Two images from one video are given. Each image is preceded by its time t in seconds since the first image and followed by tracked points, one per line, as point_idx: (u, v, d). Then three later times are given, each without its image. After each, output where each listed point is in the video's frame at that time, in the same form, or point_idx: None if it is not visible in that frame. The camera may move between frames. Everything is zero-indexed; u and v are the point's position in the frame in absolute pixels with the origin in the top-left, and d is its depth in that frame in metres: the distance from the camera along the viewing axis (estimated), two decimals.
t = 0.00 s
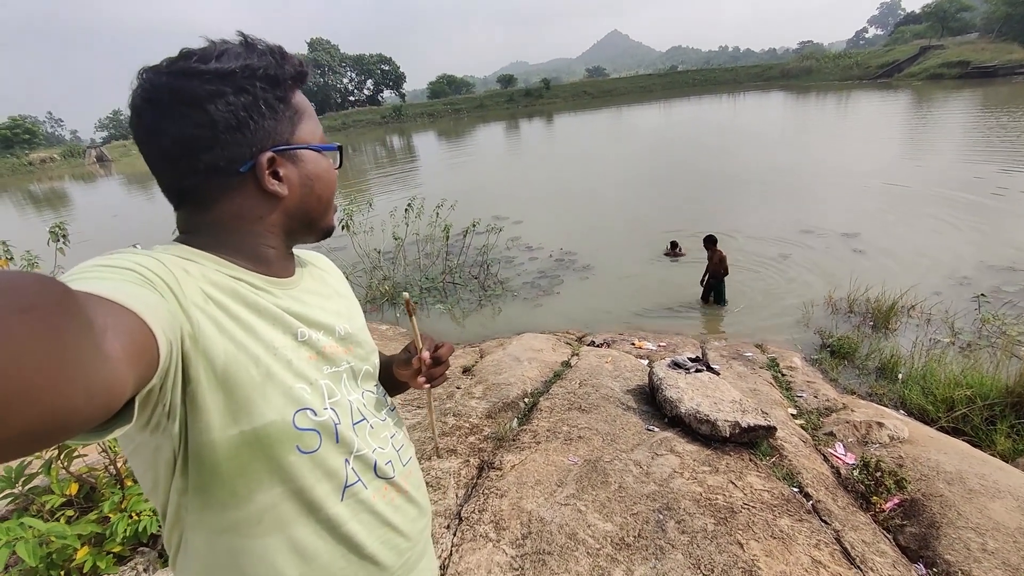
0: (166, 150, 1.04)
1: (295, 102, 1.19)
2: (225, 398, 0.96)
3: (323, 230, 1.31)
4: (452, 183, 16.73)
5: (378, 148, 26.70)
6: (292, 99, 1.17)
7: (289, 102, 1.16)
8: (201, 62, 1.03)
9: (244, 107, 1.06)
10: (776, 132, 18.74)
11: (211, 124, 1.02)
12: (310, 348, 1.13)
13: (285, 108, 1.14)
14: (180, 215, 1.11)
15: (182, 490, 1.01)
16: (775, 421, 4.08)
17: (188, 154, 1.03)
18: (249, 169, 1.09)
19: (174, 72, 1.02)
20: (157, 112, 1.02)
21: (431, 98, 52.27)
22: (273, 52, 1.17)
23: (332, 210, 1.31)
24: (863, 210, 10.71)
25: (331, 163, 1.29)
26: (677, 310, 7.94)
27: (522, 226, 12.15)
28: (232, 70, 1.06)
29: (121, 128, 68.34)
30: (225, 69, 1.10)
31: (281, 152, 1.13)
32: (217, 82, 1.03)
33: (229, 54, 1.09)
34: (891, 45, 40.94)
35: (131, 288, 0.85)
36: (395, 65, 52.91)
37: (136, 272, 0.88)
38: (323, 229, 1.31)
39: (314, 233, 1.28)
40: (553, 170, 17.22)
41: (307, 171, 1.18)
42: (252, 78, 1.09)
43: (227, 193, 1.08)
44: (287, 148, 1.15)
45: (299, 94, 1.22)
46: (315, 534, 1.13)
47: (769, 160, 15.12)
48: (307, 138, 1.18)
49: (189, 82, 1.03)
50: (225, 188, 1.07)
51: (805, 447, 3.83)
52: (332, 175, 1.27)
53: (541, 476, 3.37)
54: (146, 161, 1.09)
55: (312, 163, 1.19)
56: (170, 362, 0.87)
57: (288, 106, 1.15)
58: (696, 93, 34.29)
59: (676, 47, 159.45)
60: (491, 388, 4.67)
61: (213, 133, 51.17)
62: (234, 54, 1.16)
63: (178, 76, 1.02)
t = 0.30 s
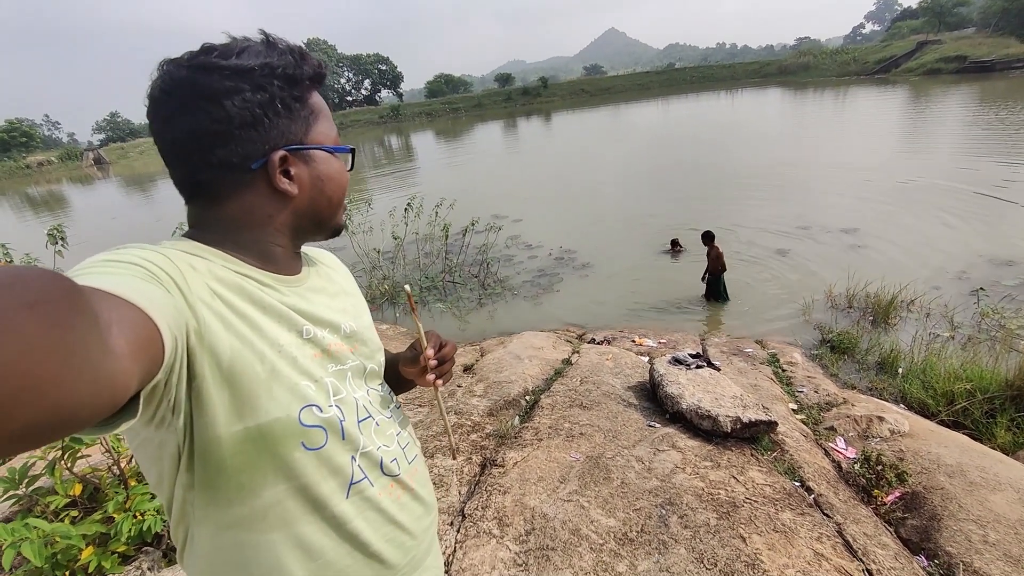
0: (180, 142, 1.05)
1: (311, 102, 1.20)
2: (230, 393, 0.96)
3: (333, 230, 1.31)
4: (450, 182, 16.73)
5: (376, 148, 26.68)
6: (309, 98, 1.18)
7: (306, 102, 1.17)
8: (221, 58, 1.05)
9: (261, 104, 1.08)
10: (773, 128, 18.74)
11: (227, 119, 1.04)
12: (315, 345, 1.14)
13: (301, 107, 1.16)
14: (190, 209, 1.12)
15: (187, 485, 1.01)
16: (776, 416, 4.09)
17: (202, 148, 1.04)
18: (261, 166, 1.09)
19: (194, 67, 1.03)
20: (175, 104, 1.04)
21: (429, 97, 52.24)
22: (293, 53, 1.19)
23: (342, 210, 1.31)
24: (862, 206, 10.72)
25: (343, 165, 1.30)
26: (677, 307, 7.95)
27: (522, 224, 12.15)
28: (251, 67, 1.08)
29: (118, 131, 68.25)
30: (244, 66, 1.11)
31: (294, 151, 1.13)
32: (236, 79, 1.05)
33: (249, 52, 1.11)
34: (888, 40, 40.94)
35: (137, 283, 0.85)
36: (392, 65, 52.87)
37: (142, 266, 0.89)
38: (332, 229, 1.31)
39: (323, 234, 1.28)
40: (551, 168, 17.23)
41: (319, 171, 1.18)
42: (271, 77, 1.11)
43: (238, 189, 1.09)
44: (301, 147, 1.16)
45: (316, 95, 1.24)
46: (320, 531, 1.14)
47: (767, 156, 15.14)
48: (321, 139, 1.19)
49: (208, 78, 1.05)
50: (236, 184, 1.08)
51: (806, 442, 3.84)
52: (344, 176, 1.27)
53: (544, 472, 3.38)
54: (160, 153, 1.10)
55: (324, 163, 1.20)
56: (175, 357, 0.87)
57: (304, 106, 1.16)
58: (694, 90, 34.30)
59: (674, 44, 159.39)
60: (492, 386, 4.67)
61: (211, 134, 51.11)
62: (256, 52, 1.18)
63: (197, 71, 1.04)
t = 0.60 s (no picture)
0: (183, 139, 1.06)
1: (312, 99, 1.21)
2: (238, 387, 0.97)
3: (335, 226, 1.32)
4: (450, 181, 16.73)
5: (375, 148, 26.67)
6: (309, 95, 1.19)
7: (307, 99, 1.18)
8: (222, 55, 1.06)
9: (262, 100, 1.08)
10: (773, 126, 18.75)
11: (229, 115, 1.04)
12: (321, 340, 1.15)
13: (302, 103, 1.16)
14: (194, 206, 1.12)
15: (194, 480, 1.02)
16: (777, 413, 4.09)
17: (205, 144, 1.05)
18: (263, 162, 1.10)
19: (195, 64, 1.04)
20: (177, 102, 1.05)
21: (427, 97, 52.21)
22: (293, 50, 1.20)
23: (345, 206, 1.31)
24: (862, 203, 10.73)
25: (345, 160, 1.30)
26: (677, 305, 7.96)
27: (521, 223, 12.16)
28: (252, 64, 1.09)
29: (117, 132, 68.17)
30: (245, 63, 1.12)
31: (296, 146, 1.14)
32: (237, 75, 1.06)
33: (250, 49, 1.12)
34: (886, 38, 40.99)
35: (144, 278, 0.85)
36: (390, 65, 52.90)
37: (148, 262, 0.89)
38: (334, 225, 1.32)
39: (325, 230, 1.28)
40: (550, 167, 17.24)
41: (321, 167, 1.19)
42: (272, 73, 1.12)
43: (241, 185, 1.09)
44: (303, 143, 1.16)
45: (317, 91, 1.25)
46: (328, 525, 1.14)
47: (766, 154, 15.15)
48: (322, 136, 1.20)
49: (209, 74, 1.06)
50: (238, 180, 1.08)
51: (807, 438, 3.85)
52: (345, 171, 1.28)
53: (546, 469, 3.39)
54: (163, 151, 1.11)
55: (326, 159, 1.20)
56: (181, 353, 0.87)
57: (305, 102, 1.17)
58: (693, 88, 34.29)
59: (672, 42, 159.36)
60: (493, 384, 4.68)
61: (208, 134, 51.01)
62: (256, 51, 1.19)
63: (199, 67, 1.05)
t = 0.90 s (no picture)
0: (175, 146, 1.05)
1: (306, 103, 1.20)
2: (237, 394, 0.97)
3: (332, 231, 1.31)
4: (451, 180, 16.73)
5: (376, 147, 26.68)
6: (303, 100, 1.18)
7: (300, 104, 1.17)
8: (213, 62, 1.06)
9: (255, 106, 1.08)
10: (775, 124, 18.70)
11: (222, 121, 1.04)
12: (320, 345, 1.15)
13: (295, 109, 1.16)
14: (190, 214, 1.12)
15: (194, 487, 1.02)
16: (778, 413, 4.09)
17: (198, 151, 1.05)
18: (259, 168, 1.10)
19: (188, 71, 1.04)
20: (169, 109, 1.04)
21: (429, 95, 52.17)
22: (285, 55, 1.20)
23: (341, 211, 1.31)
24: (864, 202, 10.69)
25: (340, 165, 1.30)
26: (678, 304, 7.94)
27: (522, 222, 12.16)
28: (244, 70, 1.08)
29: (118, 131, 68.27)
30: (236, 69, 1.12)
31: (291, 152, 1.14)
32: (229, 81, 1.05)
33: (241, 55, 1.12)
34: (888, 36, 40.84)
35: (143, 286, 0.85)
36: (391, 64, 52.89)
37: (146, 270, 0.89)
38: (330, 229, 1.31)
39: (322, 234, 1.28)
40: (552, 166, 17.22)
41: (316, 172, 1.19)
42: (264, 78, 1.11)
43: (237, 191, 1.09)
44: (297, 148, 1.16)
45: (310, 96, 1.24)
46: (327, 531, 1.14)
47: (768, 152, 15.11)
48: (317, 140, 1.19)
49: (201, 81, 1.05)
50: (234, 186, 1.08)
51: (808, 438, 3.84)
52: (340, 175, 1.27)
53: (547, 470, 3.39)
54: (157, 159, 1.10)
55: (322, 163, 1.20)
56: (179, 360, 0.87)
57: (298, 108, 1.16)
58: (694, 86, 34.23)
59: (674, 40, 158.83)
60: (494, 385, 4.68)
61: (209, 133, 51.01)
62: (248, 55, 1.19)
63: (190, 74, 1.04)
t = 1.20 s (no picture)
0: (172, 148, 1.05)
1: (302, 104, 1.20)
2: (234, 396, 0.96)
3: (328, 232, 1.31)
4: (452, 180, 16.75)
5: (378, 147, 26.70)
6: (299, 101, 1.18)
7: (296, 105, 1.17)
8: (210, 64, 1.05)
9: (253, 107, 1.08)
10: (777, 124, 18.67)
11: (219, 122, 1.04)
12: (317, 347, 1.14)
13: (292, 109, 1.15)
14: (188, 216, 1.12)
15: (190, 489, 1.01)
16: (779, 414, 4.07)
17: (196, 152, 1.04)
18: (256, 168, 1.09)
19: (184, 72, 1.04)
20: (165, 110, 1.04)
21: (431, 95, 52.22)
22: (281, 56, 1.19)
23: (337, 212, 1.31)
24: (866, 202, 10.67)
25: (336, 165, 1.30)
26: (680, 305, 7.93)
27: (524, 222, 12.16)
28: (242, 71, 1.08)
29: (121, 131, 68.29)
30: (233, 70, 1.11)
31: (287, 152, 1.13)
32: (226, 82, 1.05)
33: (238, 57, 1.11)
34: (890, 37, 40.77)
35: (138, 287, 0.85)
36: (393, 65, 52.97)
37: (143, 270, 0.89)
38: (328, 230, 1.31)
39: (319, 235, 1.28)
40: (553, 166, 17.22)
41: (314, 172, 1.18)
42: (261, 80, 1.11)
43: (234, 192, 1.09)
44: (294, 148, 1.15)
45: (307, 97, 1.23)
46: (324, 534, 1.14)
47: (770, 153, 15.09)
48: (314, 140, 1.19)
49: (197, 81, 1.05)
50: (231, 187, 1.08)
51: (810, 440, 3.83)
52: (337, 176, 1.27)
53: (547, 471, 3.38)
54: (153, 161, 1.10)
55: (319, 164, 1.19)
56: (175, 363, 0.87)
57: (295, 109, 1.16)
58: (696, 86, 34.20)
59: (676, 40, 158.62)
60: (494, 385, 4.67)
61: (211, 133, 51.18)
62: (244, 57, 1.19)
63: (186, 75, 1.04)
